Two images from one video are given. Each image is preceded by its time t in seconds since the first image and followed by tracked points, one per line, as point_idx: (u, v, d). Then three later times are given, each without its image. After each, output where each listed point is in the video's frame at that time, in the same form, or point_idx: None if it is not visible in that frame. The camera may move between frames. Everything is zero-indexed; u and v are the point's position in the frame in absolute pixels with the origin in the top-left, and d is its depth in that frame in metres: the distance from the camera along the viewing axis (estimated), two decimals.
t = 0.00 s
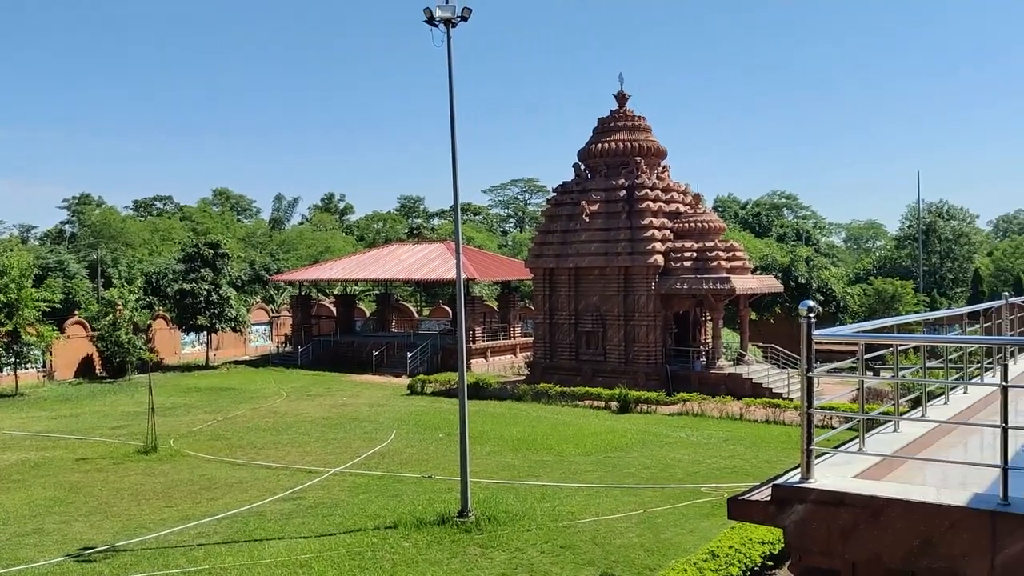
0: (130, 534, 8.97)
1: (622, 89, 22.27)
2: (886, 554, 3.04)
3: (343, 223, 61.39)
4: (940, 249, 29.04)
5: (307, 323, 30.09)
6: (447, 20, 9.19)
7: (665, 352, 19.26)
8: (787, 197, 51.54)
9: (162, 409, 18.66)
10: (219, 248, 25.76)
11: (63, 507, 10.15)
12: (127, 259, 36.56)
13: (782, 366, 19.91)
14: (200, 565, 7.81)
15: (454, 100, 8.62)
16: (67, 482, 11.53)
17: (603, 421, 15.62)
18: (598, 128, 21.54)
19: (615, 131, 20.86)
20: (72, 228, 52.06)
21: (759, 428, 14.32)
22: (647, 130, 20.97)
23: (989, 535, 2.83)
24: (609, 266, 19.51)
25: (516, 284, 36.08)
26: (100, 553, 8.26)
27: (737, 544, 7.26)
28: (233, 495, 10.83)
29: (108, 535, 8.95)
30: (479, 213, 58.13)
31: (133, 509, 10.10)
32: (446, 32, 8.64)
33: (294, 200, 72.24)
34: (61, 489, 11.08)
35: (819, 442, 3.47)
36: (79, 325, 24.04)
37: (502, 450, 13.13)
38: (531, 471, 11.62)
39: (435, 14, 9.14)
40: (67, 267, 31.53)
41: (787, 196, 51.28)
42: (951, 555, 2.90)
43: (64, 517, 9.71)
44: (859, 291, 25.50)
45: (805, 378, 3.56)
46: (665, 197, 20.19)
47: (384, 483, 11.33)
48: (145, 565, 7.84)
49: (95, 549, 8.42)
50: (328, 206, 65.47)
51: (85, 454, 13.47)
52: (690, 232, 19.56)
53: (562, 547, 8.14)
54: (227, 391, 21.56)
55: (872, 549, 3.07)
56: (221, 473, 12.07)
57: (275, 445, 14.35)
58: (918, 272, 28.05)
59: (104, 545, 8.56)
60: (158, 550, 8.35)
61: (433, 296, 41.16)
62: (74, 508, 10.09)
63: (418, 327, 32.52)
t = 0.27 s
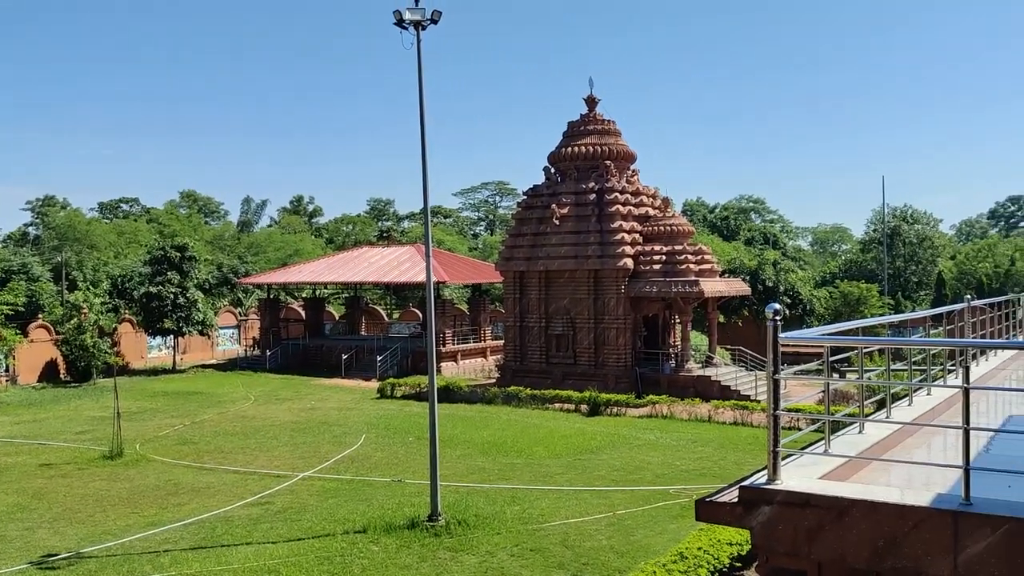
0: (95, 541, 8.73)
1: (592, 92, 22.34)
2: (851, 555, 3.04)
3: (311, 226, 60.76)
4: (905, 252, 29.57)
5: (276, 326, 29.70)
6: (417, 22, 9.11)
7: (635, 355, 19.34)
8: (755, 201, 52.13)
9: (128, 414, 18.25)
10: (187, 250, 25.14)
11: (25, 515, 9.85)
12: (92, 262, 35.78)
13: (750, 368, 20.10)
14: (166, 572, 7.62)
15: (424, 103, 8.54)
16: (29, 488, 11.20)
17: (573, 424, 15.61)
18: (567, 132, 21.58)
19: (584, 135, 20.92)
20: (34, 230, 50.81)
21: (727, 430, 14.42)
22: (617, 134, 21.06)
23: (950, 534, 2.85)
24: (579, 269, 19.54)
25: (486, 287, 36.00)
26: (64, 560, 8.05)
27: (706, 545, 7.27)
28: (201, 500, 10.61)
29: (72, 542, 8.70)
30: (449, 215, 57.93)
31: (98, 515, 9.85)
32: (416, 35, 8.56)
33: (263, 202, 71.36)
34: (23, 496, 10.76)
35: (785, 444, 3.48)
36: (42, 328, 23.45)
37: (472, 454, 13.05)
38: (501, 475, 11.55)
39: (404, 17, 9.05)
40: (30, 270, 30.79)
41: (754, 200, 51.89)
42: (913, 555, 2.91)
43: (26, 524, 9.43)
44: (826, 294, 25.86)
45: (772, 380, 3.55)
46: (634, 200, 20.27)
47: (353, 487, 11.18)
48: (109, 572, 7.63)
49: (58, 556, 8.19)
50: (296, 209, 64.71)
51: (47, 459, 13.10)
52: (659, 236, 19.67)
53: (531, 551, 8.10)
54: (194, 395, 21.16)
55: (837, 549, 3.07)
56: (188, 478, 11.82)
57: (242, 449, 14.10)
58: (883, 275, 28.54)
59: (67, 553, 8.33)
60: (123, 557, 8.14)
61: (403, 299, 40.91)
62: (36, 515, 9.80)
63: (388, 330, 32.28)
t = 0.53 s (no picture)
0: (57, 548, 8.50)
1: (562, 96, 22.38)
2: (817, 555, 3.05)
3: (280, 228, 60.06)
4: (870, 256, 30.09)
5: (244, 329, 29.29)
6: (387, 24, 9.02)
7: (605, 357, 19.39)
8: (723, 205, 52.68)
9: (92, 418, 17.83)
10: (153, 252, 24.74)
11: None
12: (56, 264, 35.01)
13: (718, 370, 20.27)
14: None
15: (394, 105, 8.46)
16: None
17: (543, 426, 15.58)
18: (537, 135, 21.59)
19: (554, 138, 20.95)
20: None
21: (696, 432, 14.51)
22: (586, 137, 21.13)
23: (914, 534, 2.86)
24: (549, 272, 19.55)
25: (457, 289, 35.89)
26: (25, 568, 7.82)
27: (675, 547, 7.28)
28: (168, 505, 10.38)
29: (34, 549, 8.46)
30: (419, 218, 57.65)
31: (61, 521, 9.59)
32: (386, 36, 8.48)
33: (231, 204, 70.38)
34: None
35: (752, 445, 3.47)
36: (4, 332, 22.86)
37: (442, 457, 12.95)
38: (471, 478, 11.48)
39: (374, 18, 8.96)
40: None
41: (722, 204, 52.43)
42: (878, 554, 2.92)
43: None
44: (792, 297, 26.20)
45: (739, 382, 3.55)
46: (604, 204, 20.34)
47: (322, 491, 11.02)
48: None
49: (20, 564, 7.96)
50: (264, 211, 63.90)
51: (7, 465, 12.72)
52: (629, 239, 19.76)
53: (501, 554, 8.04)
54: (160, 400, 20.75)
55: (803, 549, 3.07)
56: (154, 483, 11.56)
57: (210, 453, 13.85)
58: (848, 278, 29.00)
59: (30, 560, 8.10)
60: (86, 564, 7.93)
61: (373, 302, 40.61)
62: None
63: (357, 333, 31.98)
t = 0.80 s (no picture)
0: (19, 555, 8.25)
1: (532, 98, 22.38)
2: (784, 555, 3.05)
3: (248, 229, 59.26)
4: (836, 258, 30.56)
5: (211, 331, 28.84)
6: (357, 25, 8.92)
7: (575, 359, 19.42)
8: (692, 207, 53.14)
9: (56, 422, 17.40)
10: (119, 254, 24.25)
11: None
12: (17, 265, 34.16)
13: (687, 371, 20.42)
14: None
15: (364, 106, 8.35)
16: None
17: (514, 428, 15.55)
18: (508, 137, 21.57)
19: (525, 140, 20.94)
20: None
21: (665, 433, 14.59)
22: (557, 139, 21.15)
23: (879, 533, 2.88)
24: (520, 274, 19.53)
25: (427, 291, 35.74)
26: None
27: (644, 547, 7.29)
28: (134, 509, 10.15)
29: None
30: (389, 220, 57.27)
31: (23, 527, 9.32)
32: (356, 38, 8.38)
33: (198, 205, 69.29)
34: None
35: (720, 447, 3.47)
36: None
37: (412, 459, 12.86)
38: (441, 480, 11.40)
39: (344, 19, 8.86)
40: None
41: (691, 206, 52.87)
42: (843, 554, 2.94)
43: None
44: (760, 299, 26.50)
45: (708, 384, 3.54)
46: (575, 206, 20.37)
47: (291, 495, 10.86)
48: None
49: None
50: (232, 212, 63.04)
51: None
52: (599, 241, 19.82)
53: (472, 556, 7.98)
54: (125, 403, 20.33)
55: (770, 550, 3.08)
56: (119, 488, 11.30)
57: (176, 457, 13.58)
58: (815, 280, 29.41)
59: None
60: (49, 571, 7.71)
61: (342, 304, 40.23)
62: None
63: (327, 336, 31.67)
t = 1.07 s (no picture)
0: None
1: (503, 99, 22.34)
2: (752, 554, 3.06)
3: (216, 229, 58.39)
4: (803, 259, 30.97)
5: (179, 332, 28.36)
6: (326, 25, 8.82)
7: (546, 360, 19.43)
8: (662, 208, 53.50)
9: (17, 425, 16.96)
10: (85, 254, 23.74)
11: None
12: None
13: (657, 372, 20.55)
14: None
15: (334, 106, 8.25)
16: None
17: (485, 429, 15.50)
18: (479, 138, 21.52)
19: (496, 141, 20.91)
20: None
21: (635, 433, 14.64)
22: (528, 140, 21.15)
23: (844, 531, 2.90)
24: (491, 275, 19.49)
25: (398, 292, 35.52)
26: None
27: (614, 547, 7.29)
28: (100, 513, 9.91)
29: None
30: (360, 220, 56.81)
31: None
32: (326, 37, 8.28)
33: (166, 205, 68.14)
34: None
35: (689, 446, 3.48)
36: None
37: (382, 461, 12.74)
38: (412, 482, 11.31)
39: (313, 19, 8.75)
40: None
41: (661, 208, 53.24)
42: (810, 552, 2.95)
43: None
44: (729, 299, 26.76)
45: (676, 384, 3.53)
46: (546, 207, 20.38)
47: (260, 497, 10.69)
48: None
49: None
50: (200, 212, 62.08)
51: None
52: (570, 242, 19.87)
53: (443, 558, 7.92)
54: (90, 405, 19.89)
55: (738, 548, 3.09)
56: (84, 491, 11.03)
57: (143, 460, 13.31)
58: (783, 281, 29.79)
59: None
60: None
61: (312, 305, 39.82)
62: None
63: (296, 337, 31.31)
